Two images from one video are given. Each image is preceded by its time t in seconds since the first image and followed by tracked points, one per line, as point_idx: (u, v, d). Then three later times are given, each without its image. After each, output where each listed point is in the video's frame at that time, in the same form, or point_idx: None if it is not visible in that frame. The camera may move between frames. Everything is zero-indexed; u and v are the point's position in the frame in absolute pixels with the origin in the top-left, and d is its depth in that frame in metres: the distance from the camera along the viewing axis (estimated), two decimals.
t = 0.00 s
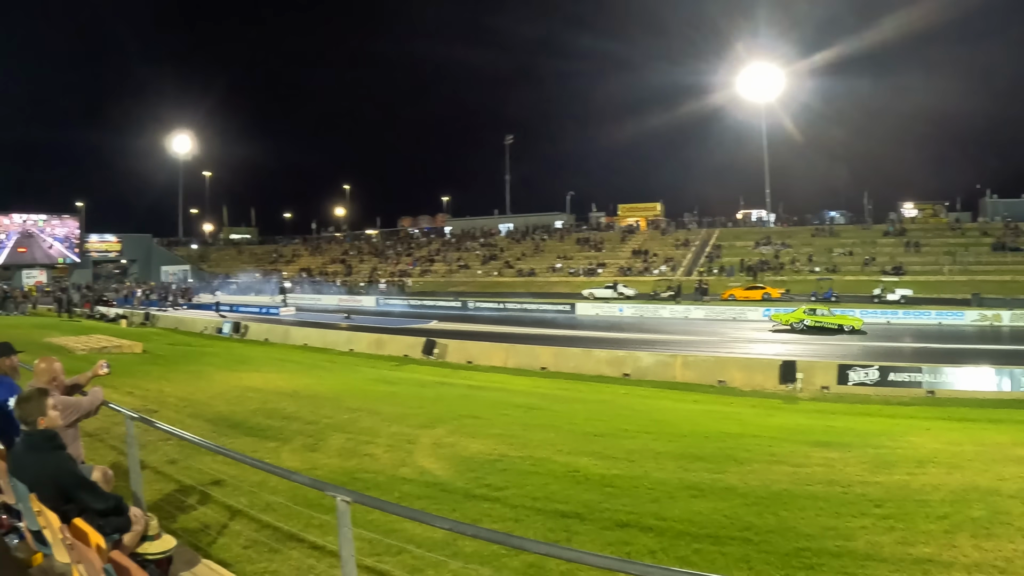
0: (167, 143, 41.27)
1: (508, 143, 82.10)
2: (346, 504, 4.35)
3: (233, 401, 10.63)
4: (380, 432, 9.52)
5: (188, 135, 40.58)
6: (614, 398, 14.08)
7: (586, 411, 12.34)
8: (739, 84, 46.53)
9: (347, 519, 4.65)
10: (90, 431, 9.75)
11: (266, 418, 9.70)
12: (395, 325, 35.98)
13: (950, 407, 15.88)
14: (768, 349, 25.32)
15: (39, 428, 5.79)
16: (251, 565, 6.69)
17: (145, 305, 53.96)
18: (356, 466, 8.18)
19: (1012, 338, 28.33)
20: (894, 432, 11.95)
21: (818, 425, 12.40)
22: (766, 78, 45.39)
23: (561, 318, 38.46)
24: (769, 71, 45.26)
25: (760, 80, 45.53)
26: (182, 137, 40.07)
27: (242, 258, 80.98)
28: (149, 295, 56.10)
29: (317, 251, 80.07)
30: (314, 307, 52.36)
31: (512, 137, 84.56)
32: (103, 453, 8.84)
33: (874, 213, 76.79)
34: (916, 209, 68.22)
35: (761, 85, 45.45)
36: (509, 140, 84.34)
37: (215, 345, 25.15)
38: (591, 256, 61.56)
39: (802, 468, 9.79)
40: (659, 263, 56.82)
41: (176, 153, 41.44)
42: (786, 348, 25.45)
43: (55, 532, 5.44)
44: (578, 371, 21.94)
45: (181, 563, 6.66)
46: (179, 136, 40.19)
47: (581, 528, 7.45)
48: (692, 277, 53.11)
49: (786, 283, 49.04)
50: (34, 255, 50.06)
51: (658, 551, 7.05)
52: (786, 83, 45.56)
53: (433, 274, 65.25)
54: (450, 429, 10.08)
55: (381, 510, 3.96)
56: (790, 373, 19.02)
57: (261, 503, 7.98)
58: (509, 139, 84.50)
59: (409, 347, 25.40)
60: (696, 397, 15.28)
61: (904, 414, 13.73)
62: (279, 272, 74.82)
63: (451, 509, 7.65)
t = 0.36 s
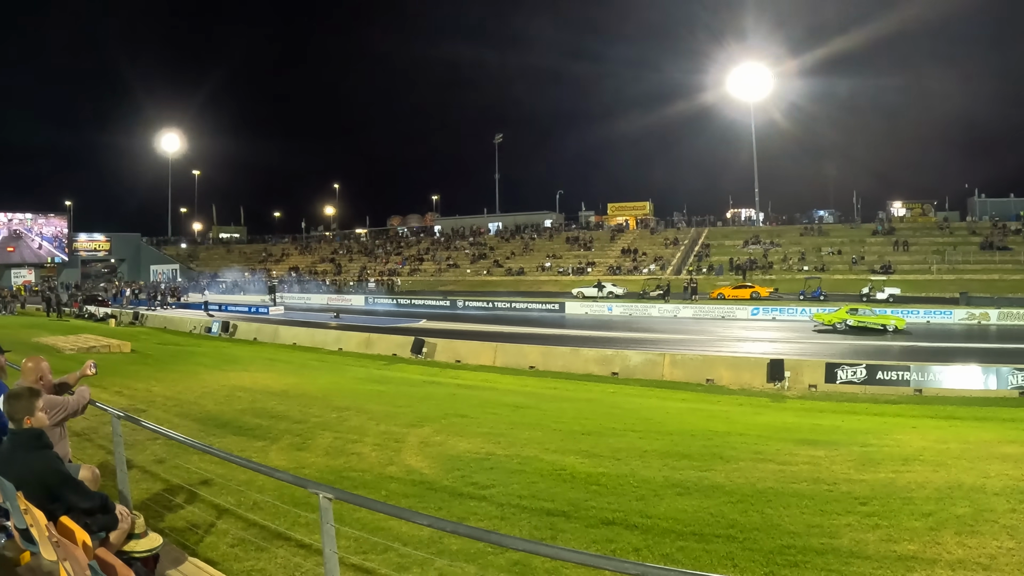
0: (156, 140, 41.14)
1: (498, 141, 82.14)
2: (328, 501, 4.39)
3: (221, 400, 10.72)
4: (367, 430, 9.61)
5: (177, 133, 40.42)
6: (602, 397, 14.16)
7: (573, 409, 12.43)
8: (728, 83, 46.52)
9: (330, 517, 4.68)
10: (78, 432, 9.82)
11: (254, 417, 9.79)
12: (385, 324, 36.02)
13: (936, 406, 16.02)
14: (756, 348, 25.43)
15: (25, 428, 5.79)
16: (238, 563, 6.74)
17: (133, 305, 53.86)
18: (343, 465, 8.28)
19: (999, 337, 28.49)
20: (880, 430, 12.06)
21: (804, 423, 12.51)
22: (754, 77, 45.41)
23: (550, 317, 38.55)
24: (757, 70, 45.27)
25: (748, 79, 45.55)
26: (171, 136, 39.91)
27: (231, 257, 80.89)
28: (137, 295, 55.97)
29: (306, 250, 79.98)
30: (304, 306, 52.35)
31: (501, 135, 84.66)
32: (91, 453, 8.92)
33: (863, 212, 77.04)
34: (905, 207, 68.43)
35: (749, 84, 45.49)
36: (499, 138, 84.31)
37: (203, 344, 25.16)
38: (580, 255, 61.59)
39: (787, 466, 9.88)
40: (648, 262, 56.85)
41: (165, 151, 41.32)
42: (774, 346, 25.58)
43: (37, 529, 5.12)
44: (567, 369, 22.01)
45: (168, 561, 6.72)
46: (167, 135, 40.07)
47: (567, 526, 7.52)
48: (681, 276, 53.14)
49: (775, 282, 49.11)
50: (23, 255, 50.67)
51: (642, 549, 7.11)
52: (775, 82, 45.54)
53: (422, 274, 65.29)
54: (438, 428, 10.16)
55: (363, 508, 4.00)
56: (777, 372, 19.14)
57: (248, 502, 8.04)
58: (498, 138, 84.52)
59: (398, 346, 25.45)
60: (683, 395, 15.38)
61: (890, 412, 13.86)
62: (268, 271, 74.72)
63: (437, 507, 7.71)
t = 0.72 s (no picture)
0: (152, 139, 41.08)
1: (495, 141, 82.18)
2: (323, 500, 4.40)
3: (217, 399, 10.73)
4: (363, 430, 9.64)
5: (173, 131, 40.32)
6: (597, 397, 14.18)
7: (568, 409, 12.45)
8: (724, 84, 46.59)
9: (325, 515, 4.68)
10: (74, 430, 9.83)
11: (250, 416, 9.82)
12: (381, 324, 36.03)
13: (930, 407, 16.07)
14: (752, 348, 25.46)
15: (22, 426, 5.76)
16: (234, 562, 6.75)
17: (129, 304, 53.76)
18: (339, 464, 8.31)
19: (995, 338, 28.57)
20: (875, 431, 12.10)
21: (799, 423, 12.55)
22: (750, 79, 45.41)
23: (546, 317, 38.57)
24: (753, 71, 45.29)
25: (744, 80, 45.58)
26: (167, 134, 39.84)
27: (227, 256, 80.74)
28: (133, 294, 55.85)
29: (303, 249, 79.89)
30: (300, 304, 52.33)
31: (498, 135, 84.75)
32: (86, 452, 8.93)
33: (859, 213, 77.13)
34: (901, 209, 68.54)
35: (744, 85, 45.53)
36: (496, 138, 84.35)
37: (199, 343, 25.14)
38: (577, 255, 61.65)
39: (782, 466, 9.91)
40: (644, 263, 56.90)
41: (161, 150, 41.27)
42: (770, 347, 25.62)
43: (36, 528, 5.19)
44: (563, 369, 22.04)
45: (163, 560, 6.72)
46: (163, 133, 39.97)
47: (562, 525, 7.54)
48: (677, 276, 53.17)
49: (771, 283, 49.15)
50: (18, 254, 50.85)
51: (637, 548, 7.13)
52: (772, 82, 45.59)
53: (419, 273, 65.29)
54: (433, 427, 10.19)
55: (358, 508, 4.01)
56: (772, 372, 19.18)
57: (244, 501, 8.07)
58: (495, 137, 84.54)
59: (394, 346, 25.46)
60: (678, 396, 15.41)
61: (885, 413, 13.90)
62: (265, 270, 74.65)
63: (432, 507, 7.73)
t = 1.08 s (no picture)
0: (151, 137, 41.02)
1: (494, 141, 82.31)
2: (324, 497, 4.37)
3: (215, 397, 10.74)
4: (361, 429, 9.62)
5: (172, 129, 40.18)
6: (595, 397, 14.17)
7: (566, 408, 12.43)
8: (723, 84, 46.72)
9: (325, 513, 4.65)
10: (72, 427, 9.84)
11: (248, 414, 9.81)
12: (379, 323, 36.02)
13: (929, 407, 16.07)
14: (750, 348, 25.49)
15: (17, 425, 5.69)
16: (233, 560, 6.72)
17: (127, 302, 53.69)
18: (338, 463, 8.30)
19: (996, 339, 28.58)
20: (874, 431, 12.10)
21: (798, 424, 12.53)
22: (749, 79, 45.52)
23: (544, 317, 38.58)
24: (753, 71, 45.42)
25: (743, 81, 45.70)
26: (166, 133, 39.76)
27: (225, 255, 80.67)
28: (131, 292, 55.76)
29: (301, 248, 79.86)
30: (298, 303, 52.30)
31: (496, 135, 84.84)
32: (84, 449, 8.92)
33: (857, 213, 77.21)
34: (899, 210, 68.65)
35: (745, 85, 45.66)
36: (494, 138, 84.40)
37: (197, 341, 25.13)
38: (575, 255, 61.71)
39: (781, 466, 9.91)
40: (642, 263, 56.95)
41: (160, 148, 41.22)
42: (768, 347, 25.63)
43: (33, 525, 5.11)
44: (560, 368, 22.03)
45: (161, 558, 6.67)
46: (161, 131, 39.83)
47: (561, 524, 7.52)
48: (675, 276, 53.26)
49: (769, 283, 49.21)
50: (16, 251, 51.09)
51: (636, 548, 7.11)
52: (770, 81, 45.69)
53: (417, 272, 65.27)
54: (432, 426, 10.17)
55: (360, 505, 3.97)
56: (771, 372, 19.20)
57: (242, 499, 8.05)
58: (494, 137, 84.55)
59: (392, 345, 25.43)
60: (676, 395, 15.40)
61: (883, 413, 13.90)
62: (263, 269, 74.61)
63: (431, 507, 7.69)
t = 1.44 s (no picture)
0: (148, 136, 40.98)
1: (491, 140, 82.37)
2: (322, 497, 4.36)
3: (212, 397, 10.73)
4: (359, 428, 9.62)
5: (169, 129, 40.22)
6: (592, 396, 14.16)
7: (563, 408, 12.42)
8: (721, 84, 46.72)
9: (324, 513, 4.66)
10: (70, 426, 9.84)
11: (246, 413, 9.81)
12: (376, 322, 35.98)
13: (926, 406, 16.07)
14: (747, 347, 25.52)
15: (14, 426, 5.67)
16: (231, 560, 6.72)
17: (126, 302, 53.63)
18: (336, 462, 8.30)
19: (996, 338, 28.59)
20: (872, 430, 12.11)
21: (795, 423, 12.53)
22: (746, 79, 45.65)
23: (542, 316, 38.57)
24: (750, 70, 45.51)
25: (739, 80, 45.81)
26: (162, 132, 39.79)
27: (223, 254, 80.64)
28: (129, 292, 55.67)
29: (298, 247, 79.85)
30: (295, 303, 52.29)
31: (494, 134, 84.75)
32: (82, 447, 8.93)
33: (854, 213, 77.23)
34: (896, 209, 68.70)
35: (741, 84, 45.77)
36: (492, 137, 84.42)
37: (194, 340, 25.11)
38: (572, 254, 61.76)
39: (778, 465, 9.92)
40: (640, 262, 57.02)
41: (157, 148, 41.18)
42: (766, 346, 25.64)
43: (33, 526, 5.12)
44: (558, 368, 22.03)
45: (159, 558, 6.66)
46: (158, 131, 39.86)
47: (559, 524, 7.51)
48: (672, 275, 53.31)
49: (766, 282, 49.22)
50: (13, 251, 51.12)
51: (634, 547, 7.10)
52: (768, 80, 45.69)
53: (414, 271, 65.26)
54: (429, 425, 10.16)
55: (358, 504, 3.97)
56: (768, 371, 19.22)
57: (240, 498, 8.04)
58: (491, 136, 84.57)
59: (389, 344, 25.42)
60: (673, 394, 15.41)
61: (882, 412, 13.89)
62: (260, 267, 74.57)
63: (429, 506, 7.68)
